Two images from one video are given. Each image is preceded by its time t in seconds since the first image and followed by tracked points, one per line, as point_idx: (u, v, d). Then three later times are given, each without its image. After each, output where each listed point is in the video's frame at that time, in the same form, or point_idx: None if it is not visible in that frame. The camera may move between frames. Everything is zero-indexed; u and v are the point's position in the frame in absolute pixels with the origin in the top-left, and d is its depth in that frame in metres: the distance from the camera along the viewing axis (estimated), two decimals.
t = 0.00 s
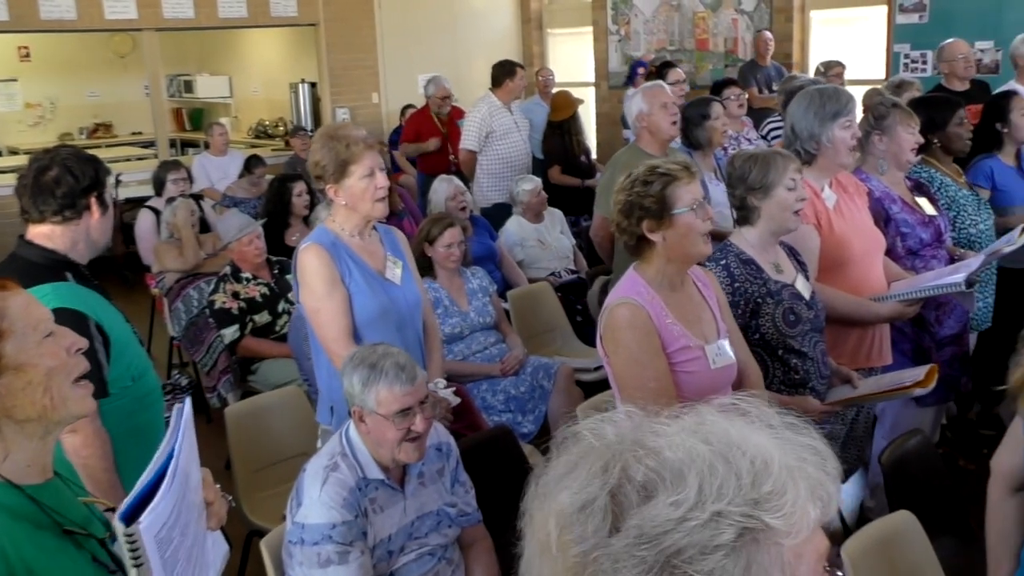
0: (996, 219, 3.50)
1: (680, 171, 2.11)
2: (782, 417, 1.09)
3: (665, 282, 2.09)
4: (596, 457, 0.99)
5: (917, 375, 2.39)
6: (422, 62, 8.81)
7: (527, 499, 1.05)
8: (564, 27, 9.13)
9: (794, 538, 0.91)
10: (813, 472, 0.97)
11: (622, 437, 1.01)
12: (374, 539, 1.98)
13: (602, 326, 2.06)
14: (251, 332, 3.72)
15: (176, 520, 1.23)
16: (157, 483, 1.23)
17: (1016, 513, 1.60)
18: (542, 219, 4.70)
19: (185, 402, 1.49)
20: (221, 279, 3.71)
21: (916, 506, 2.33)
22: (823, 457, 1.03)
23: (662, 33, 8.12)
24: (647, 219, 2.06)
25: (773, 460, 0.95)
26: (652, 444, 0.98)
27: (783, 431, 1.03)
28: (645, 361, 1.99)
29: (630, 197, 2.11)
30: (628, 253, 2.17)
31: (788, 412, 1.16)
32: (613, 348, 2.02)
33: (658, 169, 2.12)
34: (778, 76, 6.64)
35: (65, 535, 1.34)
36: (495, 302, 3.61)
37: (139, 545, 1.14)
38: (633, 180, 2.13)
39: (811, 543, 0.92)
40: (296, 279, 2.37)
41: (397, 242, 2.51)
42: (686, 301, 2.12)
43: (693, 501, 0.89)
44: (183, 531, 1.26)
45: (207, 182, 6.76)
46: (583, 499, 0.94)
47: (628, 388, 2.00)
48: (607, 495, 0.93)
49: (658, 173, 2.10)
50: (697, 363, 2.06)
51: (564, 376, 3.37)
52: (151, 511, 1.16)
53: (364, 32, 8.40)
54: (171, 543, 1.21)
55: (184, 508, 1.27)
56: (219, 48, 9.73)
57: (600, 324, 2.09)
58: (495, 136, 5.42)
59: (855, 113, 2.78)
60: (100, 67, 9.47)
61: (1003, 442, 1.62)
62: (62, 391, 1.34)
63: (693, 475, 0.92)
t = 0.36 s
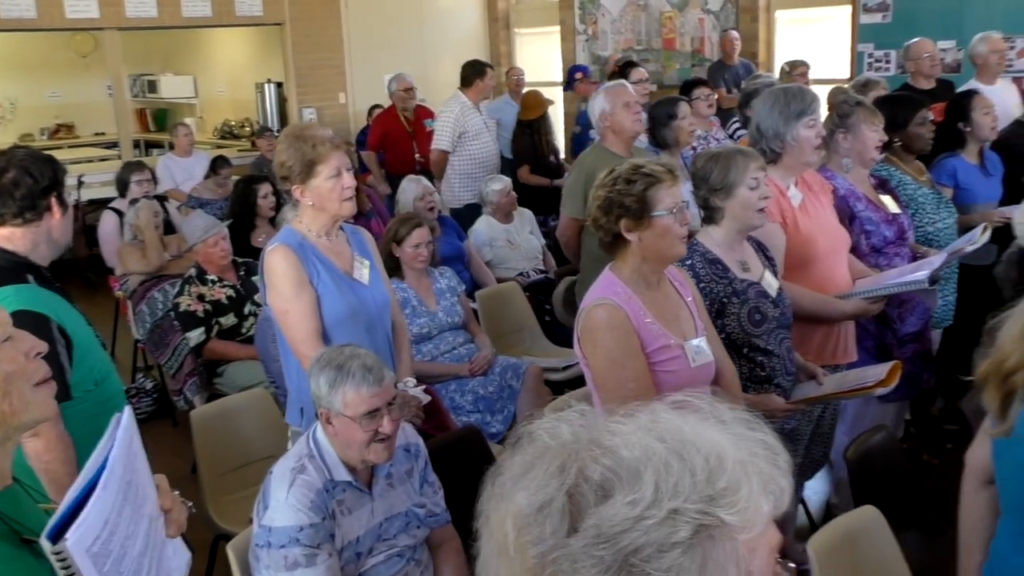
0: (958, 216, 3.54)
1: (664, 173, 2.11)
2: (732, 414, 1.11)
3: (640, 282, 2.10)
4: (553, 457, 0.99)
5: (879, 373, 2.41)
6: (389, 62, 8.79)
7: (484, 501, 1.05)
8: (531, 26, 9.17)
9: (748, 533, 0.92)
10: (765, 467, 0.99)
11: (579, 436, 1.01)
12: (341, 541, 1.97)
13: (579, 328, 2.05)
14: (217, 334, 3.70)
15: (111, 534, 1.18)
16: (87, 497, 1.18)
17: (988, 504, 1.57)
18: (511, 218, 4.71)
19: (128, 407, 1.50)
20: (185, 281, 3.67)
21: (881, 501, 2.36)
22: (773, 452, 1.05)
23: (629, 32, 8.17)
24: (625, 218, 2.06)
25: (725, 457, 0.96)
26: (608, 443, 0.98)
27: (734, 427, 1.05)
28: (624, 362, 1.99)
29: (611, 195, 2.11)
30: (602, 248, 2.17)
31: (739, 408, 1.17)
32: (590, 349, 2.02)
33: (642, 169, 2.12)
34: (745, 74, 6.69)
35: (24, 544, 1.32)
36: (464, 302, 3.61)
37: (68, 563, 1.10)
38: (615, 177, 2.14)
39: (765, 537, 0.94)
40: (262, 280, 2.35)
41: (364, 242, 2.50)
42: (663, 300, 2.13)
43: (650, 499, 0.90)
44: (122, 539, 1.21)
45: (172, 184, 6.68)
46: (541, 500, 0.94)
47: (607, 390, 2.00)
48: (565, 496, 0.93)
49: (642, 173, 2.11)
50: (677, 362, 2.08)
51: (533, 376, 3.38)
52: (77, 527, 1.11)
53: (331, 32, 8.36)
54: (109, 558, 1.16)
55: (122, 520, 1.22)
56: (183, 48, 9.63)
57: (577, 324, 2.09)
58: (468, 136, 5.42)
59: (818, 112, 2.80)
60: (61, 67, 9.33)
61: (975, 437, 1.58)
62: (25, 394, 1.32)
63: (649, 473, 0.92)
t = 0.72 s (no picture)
0: (914, 217, 3.60)
1: (651, 178, 2.13)
2: (677, 431, 0.99)
3: (619, 284, 2.10)
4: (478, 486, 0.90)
5: (839, 369, 2.44)
6: (351, 62, 8.75)
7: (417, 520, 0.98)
8: (493, 27, 9.21)
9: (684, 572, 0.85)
10: (708, 493, 0.90)
11: (509, 459, 0.93)
12: (305, 543, 1.96)
13: (555, 328, 2.05)
14: (178, 336, 3.66)
15: (53, 539, 1.16)
16: (27, 502, 1.16)
17: (927, 500, 1.61)
18: (475, 217, 4.71)
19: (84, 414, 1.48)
20: (145, 282, 3.64)
21: (841, 498, 2.39)
22: (721, 475, 0.94)
23: (591, 34, 8.22)
24: (609, 220, 2.07)
25: (662, 491, 0.87)
26: (534, 470, 0.89)
27: (679, 449, 0.94)
28: (602, 365, 2.00)
29: (596, 194, 2.12)
30: (582, 246, 2.18)
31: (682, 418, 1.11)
32: (568, 351, 2.02)
33: (630, 172, 2.13)
34: (707, 76, 6.75)
35: None
36: (427, 303, 3.62)
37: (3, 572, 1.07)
38: (602, 177, 2.14)
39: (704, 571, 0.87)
40: (228, 281, 2.33)
41: (329, 241, 2.49)
42: (640, 302, 2.13)
43: (574, 543, 0.82)
44: (66, 547, 1.19)
45: (130, 184, 6.60)
46: (464, 537, 0.87)
47: (583, 392, 2.00)
48: (490, 533, 0.86)
49: (629, 176, 2.12)
50: (654, 366, 2.11)
51: (497, 376, 3.39)
52: (13, 533, 1.09)
53: (292, 32, 8.29)
54: (47, 565, 1.14)
55: (65, 526, 1.20)
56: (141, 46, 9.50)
57: (553, 325, 2.09)
58: (432, 138, 5.43)
59: (778, 113, 2.84)
60: (15, 66, 9.16)
61: (916, 430, 1.61)
62: None
63: (574, 511, 0.84)
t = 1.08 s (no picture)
0: (879, 220, 3.64)
1: (622, 179, 2.13)
2: (675, 488, 0.99)
3: (593, 284, 2.11)
4: (453, 519, 0.92)
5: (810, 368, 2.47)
6: (321, 63, 8.71)
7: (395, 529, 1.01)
8: (463, 28, 9.23)
9: None
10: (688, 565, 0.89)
11: (486, 495, 0.93)
12: (276, 546, 1.95)
13: (529, 329, 2.05)
14: (146, 338, 3.61)
15: (16, 541, 1.14)
16: None
17: (893, 502, 1.64)
18: (446, 217, 4.71)
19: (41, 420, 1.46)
20: (112, 284, 3.59)
21: (809, 498, 2.42)
22: (711, 542, 0.95)
23: (562, 36, 8.25)
24: (581, 220, 2.09)
25: (637, 561, 0.86)
26: (508, 516, 0.89)
27: (670, 512, 0.93)
28: (574, 365, 1.99)
29: (568, 196, 2.13)
30: (555, 249, 2.19)
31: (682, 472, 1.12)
32: (542, 351, 2.02)
33: (601, 173, 2.14)
34: (676, 79, 6.81)
35: None
36: (398, 305, 3.61)
37: None
38: (573, 179, 2.15)
39: None
40: (207, 281, 2.31)
41: (308, 241, 2.48)
42: (613, 303, 2.14)
43: None
44: (30, 545, 1.18)
45: (96, 185, 6.51)
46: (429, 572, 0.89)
47: (556, 393, 2.00)
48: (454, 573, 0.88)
49: (600, 177, 2.13)
50: (627, 366, 2.11)
51: (469, 378, 3.38)
52: None
53: (261, 31, 8.24)
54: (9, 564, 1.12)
55: (30, 528, 1.18)
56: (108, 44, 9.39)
57: (527, 326, 2.09)
58: (398, 139, 5.45)
59: (745, 116, 2.87)
60: None
61: (881, 431, 1.64)
62: None
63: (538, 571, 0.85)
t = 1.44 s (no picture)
0: (844, 221, 3.69)
1: (575, 177, 2.15)
2: (633, 500, 1.00)
3: (551, 283, 2.11)
4: (405, 523, 0.93)
5: (777, 368, 2.48)
6: (289, 63, 8.65)
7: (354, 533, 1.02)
8: (432, 29, 9.23)
9: None
10: None
11: (439, 499, 0.94)
12: (244, 549, 1.93)
13: (487, 329, 2.06)
14: (111, 340, 3.56)
15: None
16: None
17: (872, 497, 1.65)
18: (416, 218, 4.71)
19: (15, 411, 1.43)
20: (76, 285, 3.54)
21: (776, 496, 2.44)
22: (669, 555, 0.97)
23: (531, 37, 8.27)
24: (536, 220, 2.10)
25: (587, 568, 0.86)
26: (459, 521, 0.90)
27: (627, 523, 0.95)
28: (531, 362, 1.99)
29: (522, 195, 2.14)
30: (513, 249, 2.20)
31: (643, 484, 1.16)
32: (500, 350, 2.02)
33: (554, 172, 2.15)
34: (645, 80, 6.85)
35: None
36: (367, 306, 3.60)
37: None
38: (527, 179, 2.16)
39: None
40: (186, 280, 2.29)
41: (286, 241, 2.46)
42: (572, 301, 2.15)
43: None
44: None
45: (60, 186, 6.42)
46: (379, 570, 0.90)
47: (516, 392, 2.00)
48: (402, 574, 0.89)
49: (554, 176, 2.14)
50: (584, 363, 2.12)
51: (439, 378, 3.37)
52: None
53: (228, 31, 8.16)
54: None
55: None
56: (71, 43, 9.26)
57: (486, 325, 2.09)
58: (360, 141, 5.47)
59: (712, 117, 2.90)
60: None
61: (861, 429, 1.66)
62: None
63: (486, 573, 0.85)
